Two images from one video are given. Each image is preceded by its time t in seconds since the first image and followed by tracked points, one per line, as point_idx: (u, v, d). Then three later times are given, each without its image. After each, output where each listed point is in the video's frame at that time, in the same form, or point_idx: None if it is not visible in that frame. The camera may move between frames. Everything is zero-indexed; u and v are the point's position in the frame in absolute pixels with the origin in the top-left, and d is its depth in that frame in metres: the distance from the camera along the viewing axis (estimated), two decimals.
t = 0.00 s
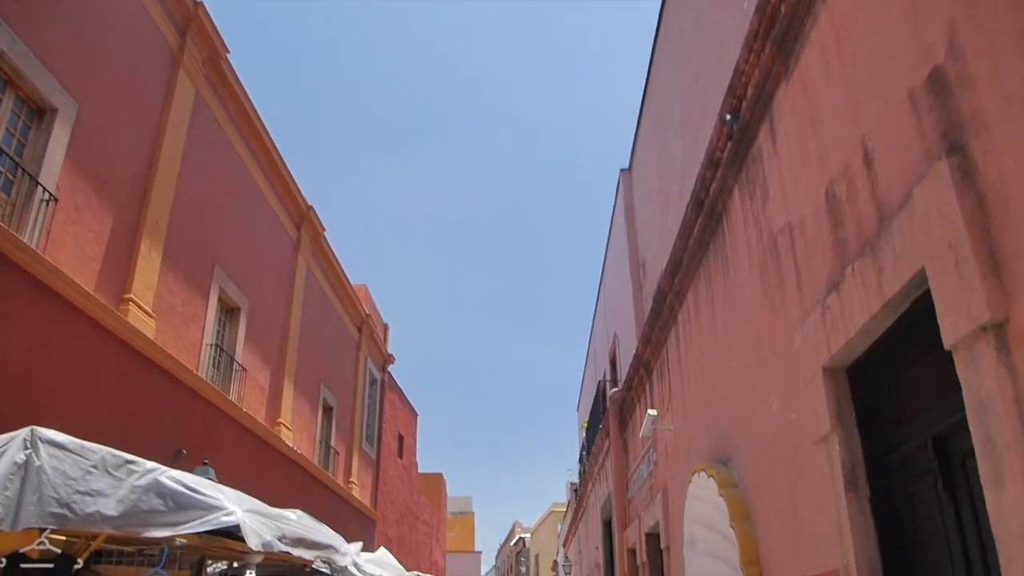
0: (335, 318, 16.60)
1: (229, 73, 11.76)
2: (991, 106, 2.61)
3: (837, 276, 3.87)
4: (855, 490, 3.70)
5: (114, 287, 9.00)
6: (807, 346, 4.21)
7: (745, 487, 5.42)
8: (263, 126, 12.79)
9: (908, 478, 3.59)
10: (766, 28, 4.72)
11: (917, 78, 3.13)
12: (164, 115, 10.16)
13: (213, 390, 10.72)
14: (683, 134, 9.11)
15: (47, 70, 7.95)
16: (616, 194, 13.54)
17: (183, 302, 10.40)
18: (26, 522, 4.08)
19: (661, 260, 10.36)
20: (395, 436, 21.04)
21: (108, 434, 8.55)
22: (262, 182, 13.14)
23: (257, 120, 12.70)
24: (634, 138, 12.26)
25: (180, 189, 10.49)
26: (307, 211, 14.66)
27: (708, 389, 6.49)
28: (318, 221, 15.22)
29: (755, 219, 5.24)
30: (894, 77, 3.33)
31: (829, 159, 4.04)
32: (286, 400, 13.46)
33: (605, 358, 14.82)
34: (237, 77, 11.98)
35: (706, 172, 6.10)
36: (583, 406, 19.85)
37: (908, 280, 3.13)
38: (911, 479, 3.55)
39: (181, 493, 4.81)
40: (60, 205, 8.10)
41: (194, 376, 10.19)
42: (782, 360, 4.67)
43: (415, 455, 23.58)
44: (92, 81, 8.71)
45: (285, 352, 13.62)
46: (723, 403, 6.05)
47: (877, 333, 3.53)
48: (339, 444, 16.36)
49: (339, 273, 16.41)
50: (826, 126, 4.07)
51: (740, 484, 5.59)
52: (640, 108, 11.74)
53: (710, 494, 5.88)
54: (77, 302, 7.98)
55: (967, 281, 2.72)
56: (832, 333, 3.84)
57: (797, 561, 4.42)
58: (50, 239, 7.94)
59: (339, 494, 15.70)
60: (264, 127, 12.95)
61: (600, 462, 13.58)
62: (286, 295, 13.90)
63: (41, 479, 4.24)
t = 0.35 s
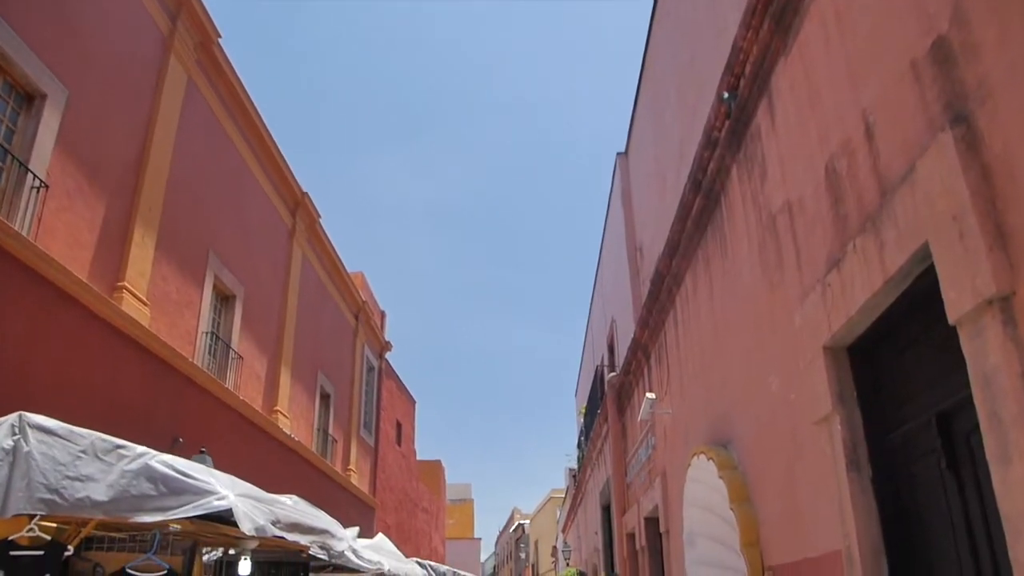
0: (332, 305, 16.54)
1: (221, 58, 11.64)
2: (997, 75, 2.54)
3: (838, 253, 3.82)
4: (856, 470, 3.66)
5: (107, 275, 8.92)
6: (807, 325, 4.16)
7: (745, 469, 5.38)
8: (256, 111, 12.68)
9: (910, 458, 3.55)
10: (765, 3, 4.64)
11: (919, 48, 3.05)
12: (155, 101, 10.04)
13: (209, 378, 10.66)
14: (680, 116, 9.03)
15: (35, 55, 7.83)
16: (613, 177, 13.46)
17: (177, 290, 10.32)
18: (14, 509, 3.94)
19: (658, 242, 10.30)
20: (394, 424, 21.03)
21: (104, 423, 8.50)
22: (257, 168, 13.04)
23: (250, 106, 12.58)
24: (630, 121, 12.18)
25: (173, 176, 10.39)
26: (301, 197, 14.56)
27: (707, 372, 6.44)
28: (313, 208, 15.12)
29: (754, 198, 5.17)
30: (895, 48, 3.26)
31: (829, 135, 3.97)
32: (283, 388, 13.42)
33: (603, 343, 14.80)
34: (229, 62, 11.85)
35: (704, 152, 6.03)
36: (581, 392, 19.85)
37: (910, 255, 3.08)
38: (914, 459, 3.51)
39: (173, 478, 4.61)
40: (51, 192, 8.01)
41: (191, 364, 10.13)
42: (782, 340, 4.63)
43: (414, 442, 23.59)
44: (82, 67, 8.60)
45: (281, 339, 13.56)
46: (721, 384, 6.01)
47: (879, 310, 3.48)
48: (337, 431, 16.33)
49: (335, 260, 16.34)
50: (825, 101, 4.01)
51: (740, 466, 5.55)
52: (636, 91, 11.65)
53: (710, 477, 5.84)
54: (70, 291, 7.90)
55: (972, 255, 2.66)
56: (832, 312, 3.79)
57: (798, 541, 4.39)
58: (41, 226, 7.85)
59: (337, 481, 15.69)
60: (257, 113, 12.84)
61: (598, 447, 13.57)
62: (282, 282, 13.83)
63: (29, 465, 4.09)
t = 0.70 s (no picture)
0: (332, 295, 16.49)
1: (219, 46, 11.54)
2: (1012, 50, 2.46)
3: (843, 238, 3.76)
4: (861, 459, 3.61)
5: (105, 264, 8.85)
6: (811, 311, 4.10)
7: (747, 458, 5.33)
8: (255, 99, 12.59)
9: (917, 446, 3.50)
10: None
11: (929, 26, 2.97)
12: (153, 88, 9.96)
13: (208, 367, 10.61)
14: (682, 104, 8.95)
15: (30, 41, 7.74)
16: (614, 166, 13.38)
17: (175, 279, 10.26)
18: (6, 495, 3.81)
19: (659, 231, 10.24)
20: (394, 414, 21.01)
21: (101, 412, 8.44)
22: (256, 157, 12.97)
23: (248, 94, 12.50)
24: (631, 110, 12.09)
25: (170, 164, 10.30)
26: (300, 186, 14.48)
27: (708, 361, 6.39)
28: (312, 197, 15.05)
29: (757, 184, 5.11)
30: (904, 27, 3.18)
31: (834, 118, 3.91)
32: (283, 377, 13.37)
33: (603, 333, 14.76)
34: (227, 49, 11.76)
35: (707, 138, 5.97)
36: (581, 383, 19.81)
37: (918, 238, 3.02)
38: (921, 446, 3.47)
39: (165, 462, 4.58)
40: (47, 179, 7.93)
41: (190, 353, 10.08)
42: (785, 327, 4.58)
43: (414, 433, 23.58)
44: (79, 54, 8.52)
45: (281, 329, 13.51)
46: (724, 373, 5.95)
47: (885, 295, 3.43)
48: (337, 422, 16.30)
49: (334, 250, 16.28)
50: (830, 84, 3.94)
51: (742, 456, 5.51)
52: (637, 79, 11.56)
53: (711, 466, 5.80)
54: (66, 278, 7.83)
55: (983, 237, 2.59)
56: (837, 297, 3.74)
57: (800, 530, 4.35)
58: (37, 214, 7.77)
59: (336, 472, 15.66)
60: (255, 101, 12.74)
61: (598, 438, 13.53)
62: (281, 272, 13.77)
63: (20, 450, 3.96)
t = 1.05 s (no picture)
0: (328, 281, 16.40)
1: (213, 28, 11.38)
2: None
3: (847, 216, 3.70)
4: (863, 442, 3.56)
5: (98, 248, 8.74)
6: (813, 292, 4.04)
7: (746, 443, 5.29)
8: (249, 82, 12.44)
9: (920, 428, 3.46)
10: None
11: None
12: (146, 70, 9.82)
13: (203, 353, 10.54)
14: (681, 87, 8.85)
15: (20, 21, 7.60)
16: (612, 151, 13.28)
17: (169, 264, 10.16)
18: None
19: (657, 216, 10.15)
20: (390, 401, 20.96)
21: (95, 397, 8.37)
22: (250, 142, 12.84)
23: (243, 77, 12.34)
24: (630, 93, 11.98)
25: (164, 147, 10.18)
26: (296, 171, 14.35)
27: (707, 343, 6.33)
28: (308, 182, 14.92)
29: (758, 164, 5.04)
30: None
31: (838, 95, 3.83)
32: (278, 363, 13.30)
33: (601, 319, 14.71)
34: (221, 32, 11.60)
35: (707, 119, 5.89)
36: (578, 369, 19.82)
37: (925, 215, 2.95)
38: (925, 429, 3.42)
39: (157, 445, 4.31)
40: (38, 162, 7.81)
41: (184, 338, 10.00)
42: (786, 309, 4.52)
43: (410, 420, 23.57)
44: (70, 35, 8.38)
45: (277, 315, 13.43)
46: (723, 357, 5.90)
47: (889, 275, 3.36)
48: (333, 408, 16.25)
49: (331, 235, 16.17)
50: (834, 60, 3.86)
51: (741, 440, 5.46)
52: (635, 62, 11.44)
53: (710, 450, 5.75)
54: (58, 262, 7.73)
55: (993, 212, 2.51)
56: (841, 278, 3.67)
57: (799, 513, 4.31)
58: (28, 197, 7.66)
59: (333, 458, 15.63)
60: (250, 84, 12.59)
61: (595, 424, 13.49)
62: (276, 257, 13.67)
63: (4, 431, 3.87)
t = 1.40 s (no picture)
0: (325, 266, 16.32)
1: (205, 8, 11.21)
2: None
3: (850, 193, 3.63)
4: (866, 422, 3.52)
5: (91, 231, 8.64)
6: (815, 271, 3.98)
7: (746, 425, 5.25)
8: (243, 64, 12.27)
9: (924, 407, 3.42)
10: None
11: None
12: (138, 52, 9.67)
13: (198, 337, 10.47)
14: (680, 68, 8.74)
15: None
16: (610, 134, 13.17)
17: (164, 247, 10.07)
18: None
19: (656, 199, 10.06)
20: (388, 385, 20.93)
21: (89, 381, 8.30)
22: (245, 125, 12.71)
23: (237, 59, 12.18)
24: (628, 75, 11.85)
25: (157, 130, 10.05)
26: (291, 154, 14.22)
27: (707, 325, 6.28)
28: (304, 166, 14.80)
29: (759, 143, 4.96)
30: None
31: (841, 70, 3.75)
32: (275, 348, 13.24)
33: (598, 304, 14.66)
34: (214, 12, 11.43)
35: (707, 98, 5.80)
36: (576, 353, 19.80)
37: (931, 190, 2.89)
38: (929, 408, 3.38)
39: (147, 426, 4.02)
40: (29, 144, 7.69)
41: (179, 322, 9.94)
42: (787, 289, 4.46)
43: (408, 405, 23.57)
44: (59, 15, 8.24)
45: (273, 299, 13.36)
46: (722, 339, 5.84)
47: (894, 251, 3.31)
48: (330, 393, 16.21)
49: (327, 219, 16.07)
50: (838, 34, 3.77)
51: (740, 422, 5.43)
52: (634, 42, 11.31)
53: (709, 432, 5.72)
54: (49, 245, 7.62)
55: (1002, 185, 2.44)
56: (844, 256, 3.61)
57: (799, 495, 4.29)
58: (19, 179, 7.55)
59: (330, 442, 15.61)
60: (243, 66, 12.43)
61: (593, 408, 13.47)
62: (272, 241, 13.58)
63: None
